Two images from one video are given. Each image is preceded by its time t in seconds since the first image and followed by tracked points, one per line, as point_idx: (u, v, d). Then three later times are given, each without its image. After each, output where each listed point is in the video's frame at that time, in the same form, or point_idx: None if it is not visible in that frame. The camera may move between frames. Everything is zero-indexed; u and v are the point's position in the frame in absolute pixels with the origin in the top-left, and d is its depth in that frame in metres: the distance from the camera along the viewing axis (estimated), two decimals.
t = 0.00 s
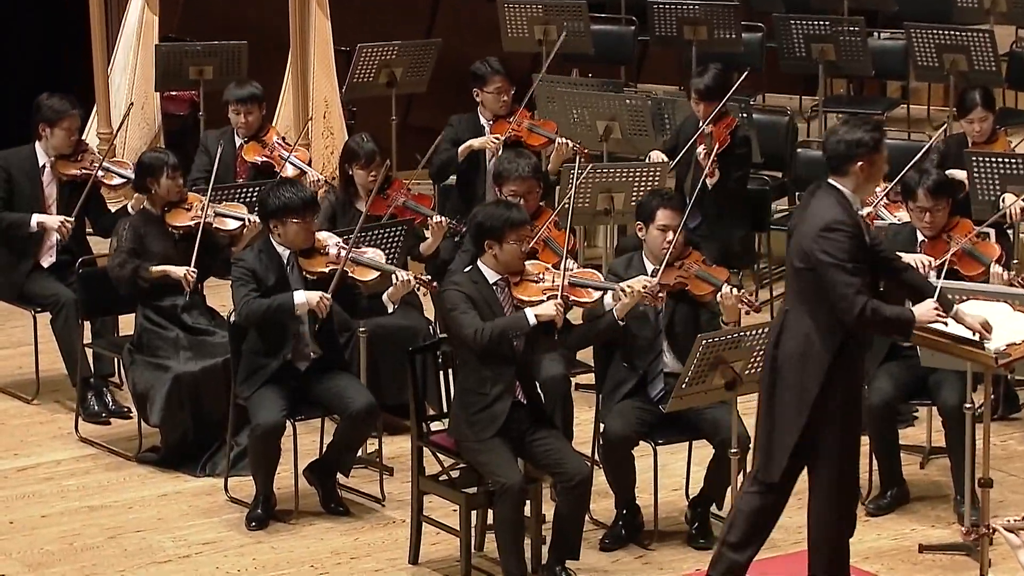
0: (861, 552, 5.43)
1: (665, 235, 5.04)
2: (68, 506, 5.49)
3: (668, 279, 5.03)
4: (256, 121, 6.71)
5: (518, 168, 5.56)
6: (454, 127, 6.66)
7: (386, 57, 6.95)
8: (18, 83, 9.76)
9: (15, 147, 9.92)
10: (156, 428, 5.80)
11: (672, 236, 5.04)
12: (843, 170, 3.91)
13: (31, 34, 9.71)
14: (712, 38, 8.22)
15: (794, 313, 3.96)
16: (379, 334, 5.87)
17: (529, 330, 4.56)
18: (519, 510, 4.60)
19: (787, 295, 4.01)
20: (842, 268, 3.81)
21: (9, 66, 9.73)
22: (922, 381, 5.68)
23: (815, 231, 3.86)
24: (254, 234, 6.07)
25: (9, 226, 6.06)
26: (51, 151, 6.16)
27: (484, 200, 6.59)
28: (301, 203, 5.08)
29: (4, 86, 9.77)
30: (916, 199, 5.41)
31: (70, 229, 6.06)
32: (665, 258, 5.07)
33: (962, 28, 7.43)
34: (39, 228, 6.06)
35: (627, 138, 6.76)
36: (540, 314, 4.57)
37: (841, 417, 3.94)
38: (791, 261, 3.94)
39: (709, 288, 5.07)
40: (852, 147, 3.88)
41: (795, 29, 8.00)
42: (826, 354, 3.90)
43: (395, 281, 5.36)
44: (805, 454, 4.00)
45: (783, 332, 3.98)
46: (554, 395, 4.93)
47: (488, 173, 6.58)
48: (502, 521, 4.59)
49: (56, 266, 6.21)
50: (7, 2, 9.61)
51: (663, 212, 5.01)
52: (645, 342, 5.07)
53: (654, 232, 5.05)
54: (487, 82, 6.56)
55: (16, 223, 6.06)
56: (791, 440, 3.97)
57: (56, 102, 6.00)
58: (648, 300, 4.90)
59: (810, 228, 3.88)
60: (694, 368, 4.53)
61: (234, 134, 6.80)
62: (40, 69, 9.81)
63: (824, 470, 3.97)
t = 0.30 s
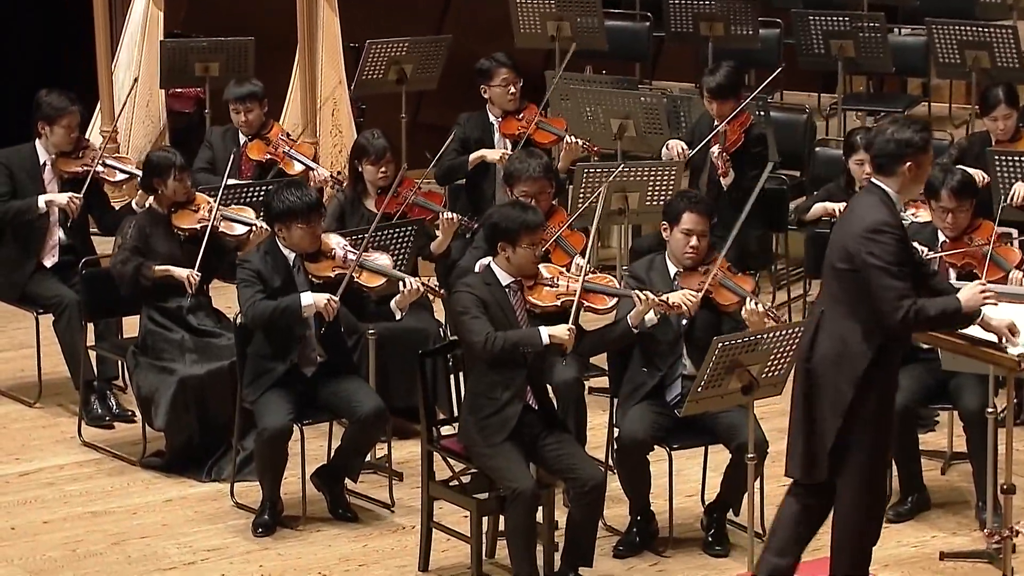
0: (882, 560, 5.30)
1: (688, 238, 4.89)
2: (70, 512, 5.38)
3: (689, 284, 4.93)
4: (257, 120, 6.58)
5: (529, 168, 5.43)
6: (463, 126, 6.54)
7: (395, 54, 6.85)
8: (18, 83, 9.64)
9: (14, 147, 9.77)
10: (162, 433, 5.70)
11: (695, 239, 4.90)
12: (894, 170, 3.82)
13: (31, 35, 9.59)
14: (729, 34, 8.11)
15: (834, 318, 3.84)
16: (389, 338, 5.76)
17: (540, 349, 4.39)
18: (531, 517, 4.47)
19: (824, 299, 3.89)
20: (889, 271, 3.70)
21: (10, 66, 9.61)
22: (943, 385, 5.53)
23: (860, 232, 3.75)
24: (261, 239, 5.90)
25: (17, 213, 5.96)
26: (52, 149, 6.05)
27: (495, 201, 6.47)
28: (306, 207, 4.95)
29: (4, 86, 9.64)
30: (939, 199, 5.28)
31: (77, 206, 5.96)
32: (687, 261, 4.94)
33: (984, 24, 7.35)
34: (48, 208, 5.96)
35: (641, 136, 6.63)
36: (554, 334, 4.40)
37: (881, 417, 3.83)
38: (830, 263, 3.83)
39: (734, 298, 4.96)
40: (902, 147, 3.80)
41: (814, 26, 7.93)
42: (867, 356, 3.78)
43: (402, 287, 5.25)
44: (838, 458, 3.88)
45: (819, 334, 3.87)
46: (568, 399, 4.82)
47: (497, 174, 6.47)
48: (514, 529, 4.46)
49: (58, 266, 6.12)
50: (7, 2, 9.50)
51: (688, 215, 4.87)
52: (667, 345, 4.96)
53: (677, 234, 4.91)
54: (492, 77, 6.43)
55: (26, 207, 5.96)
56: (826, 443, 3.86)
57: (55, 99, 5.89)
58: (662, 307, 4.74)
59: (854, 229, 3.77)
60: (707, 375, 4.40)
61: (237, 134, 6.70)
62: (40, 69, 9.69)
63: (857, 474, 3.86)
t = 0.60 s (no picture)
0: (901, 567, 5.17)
1: (715, 247, 4.76)
2: (74, 516, 5.29)
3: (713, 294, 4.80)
4: (259, 123, 6.49)
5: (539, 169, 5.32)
6: (473, 124, 6.44)
7: (405, 51, 6.76)
8: (18, 83, 9.53)
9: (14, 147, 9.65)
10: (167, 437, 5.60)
11: (721, 250, 4.76)
12: (920, 169, 3.84)
13: (31, 34, 9.50)
14: (745, 31, 8.01)
15: (867, 321, 3.90)
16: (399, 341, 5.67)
17: (564, 351, 4.29)
18: (544, 523, 4.37)
19: (853, 301, 3.94)
20: (929, 278, 3.75)
21: (10, 66, 9.50)
22: (963, 388, 5.40)
23: (900, 238, 3.79)
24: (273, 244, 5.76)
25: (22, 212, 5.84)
26: (55, 150, 5.96)
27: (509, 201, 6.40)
28: (321, 216, 4.83)
29: (4, 86, 9.53)
30: (960, 196, 5.17)
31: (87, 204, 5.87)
32: (710, 269, 4.81)
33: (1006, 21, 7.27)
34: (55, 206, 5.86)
35: (656, 136, 6.52)
36: (580, 337, 4.28)
37: (910, 420, 3.94)
38: (864, 266, 3.87)
39: (760, 316, 4.76)
40: (932, 146, 3.80)
41: (832, 22, 7.84)
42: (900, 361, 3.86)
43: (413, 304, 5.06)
44: (869, 460, 3.98)
45: (850, 339, 3.93)
46: (581, 401, 4.71)
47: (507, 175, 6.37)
48: (527, 535, 4.36)
49: (62, 269, 6.04)
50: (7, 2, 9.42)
51: (718, 225, 4.72)
52: (690, 348, 4.87)
53: (704, 242, 4.77)
54: (502, 79, 6.35)
55: (30, 207, 5.84)
56: (857, 447, 3.96)
57: (59, 98, 5.81)
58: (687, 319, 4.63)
59: (893, 234, 3.80)
60: (722, 384, 4.32)
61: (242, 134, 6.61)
62: (40, 69, 9.58)
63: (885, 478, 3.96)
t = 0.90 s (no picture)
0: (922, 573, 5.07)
1: (736, 252, 4.68)
2: (79, 521, 5.19)
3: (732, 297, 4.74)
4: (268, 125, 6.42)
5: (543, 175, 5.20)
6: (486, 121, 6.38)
7: (416, 48, 6.67)
8: (18, 84, 9.33)
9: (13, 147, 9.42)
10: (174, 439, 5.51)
11: (744, 256, 4.68)
12: (939, 166, 3.75)
13: (31, 35, 9.30)
14: (762, 27, 7.91)
15: (892, 324, 3.81)
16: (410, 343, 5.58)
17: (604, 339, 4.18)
18: (559, 528, 4.27)
19: (876, 304, 3.84)
20: (957, 278, 3.65)
21: (10, 66, 9.29)
22: (986, 390, 5.29)
23: (927, 237, 3.69)
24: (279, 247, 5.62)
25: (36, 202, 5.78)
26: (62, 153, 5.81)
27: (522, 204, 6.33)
28: (336, 220, 4.73)
29: (4, 87, 9.30)
30: (979, 194, 5.07)
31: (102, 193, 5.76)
32: (732, 273, 4.72)
33: None
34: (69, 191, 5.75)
35: (672, 133, 6.43)
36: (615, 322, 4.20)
37: (938, 424, 3.85)
38: (888, 268, 3.77)
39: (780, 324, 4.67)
40: (952, 141, 3.71)
41: (850, 18, 7.73)
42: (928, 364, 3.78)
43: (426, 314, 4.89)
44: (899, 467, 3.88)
45: (876, 342, 3.84)
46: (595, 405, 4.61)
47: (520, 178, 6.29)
48: (541, 540, 4.26)
49: (68, 273, 5.98)
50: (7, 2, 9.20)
51: (740, 231, 4.62)
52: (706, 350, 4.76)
53: (726, 247, 4.68)
54: (517, 92, 6.25)
55: (47, 193, 5.77)
56: (886, 455, 3.86)
57: (71, 104, 5.66)
58: (706, 348, 4.42)
59: (920, 234, 3.70)
60: (739, 384, 4.20)
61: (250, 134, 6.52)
62: (40, 69, 9.39)
63: (914, 483, 3.88)
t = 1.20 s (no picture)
0: None
1: (750, 236, 4.55)
2: (80, 527, 5.08)
3: (745, 284, 4.59)
4: (281, 120, 6.32)
5: (567, 166, 5.08)
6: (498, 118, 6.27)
7: (426, 43, 6.55)
8: (18, 83, 9.47)
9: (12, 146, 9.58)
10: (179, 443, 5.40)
11: (757, 238, 4.55)
12: (961, 163, 3.66)
13: (31, 34, 9.43)
14: (779, 22, 7.80)
15: (917, 327, 3.68)
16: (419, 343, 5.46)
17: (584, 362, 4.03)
18: (573, 534, 4.15)
19: (899, 307, 3.72)
20: (991, 278, 3.55)
21: (9, 66, 9.43)
22: (1011, 392, 5.15)
23: (957, 236, 3.58)
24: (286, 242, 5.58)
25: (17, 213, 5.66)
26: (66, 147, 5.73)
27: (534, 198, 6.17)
28: (348, 206, 4.64)
29: (4, 86, 9.46)
30: (1002, 193, 4.94)
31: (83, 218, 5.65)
32: (745, 260, 4.59)
33: None
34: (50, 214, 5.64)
35: (687, 131, 6.31)
36: (599, 350, 4.05)
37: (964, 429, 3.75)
38: (915, 269, 3.65)
39: (797, 303, 4.58)
40: (972, 139, 3.63)
41: (870, 13, 7.60)
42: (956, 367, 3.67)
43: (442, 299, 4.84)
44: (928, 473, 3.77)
45: (902, 346, 3.71)
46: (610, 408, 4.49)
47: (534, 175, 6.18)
48: (555, 547, 4.14)
49: (70, 272, 5.86)
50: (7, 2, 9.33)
51: (753, 212, 4.52)
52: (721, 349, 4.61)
53: (738, 231, 4.56)
54: (538, 86, 6.11)
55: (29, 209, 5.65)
56: (916, 462, 3.75)
57: (73, 95, 5.57)
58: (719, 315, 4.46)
59: (949, 233, 3.59)
60: (756, 380, 4.06)
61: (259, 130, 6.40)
62: (40, 69, 9.51)
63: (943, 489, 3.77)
